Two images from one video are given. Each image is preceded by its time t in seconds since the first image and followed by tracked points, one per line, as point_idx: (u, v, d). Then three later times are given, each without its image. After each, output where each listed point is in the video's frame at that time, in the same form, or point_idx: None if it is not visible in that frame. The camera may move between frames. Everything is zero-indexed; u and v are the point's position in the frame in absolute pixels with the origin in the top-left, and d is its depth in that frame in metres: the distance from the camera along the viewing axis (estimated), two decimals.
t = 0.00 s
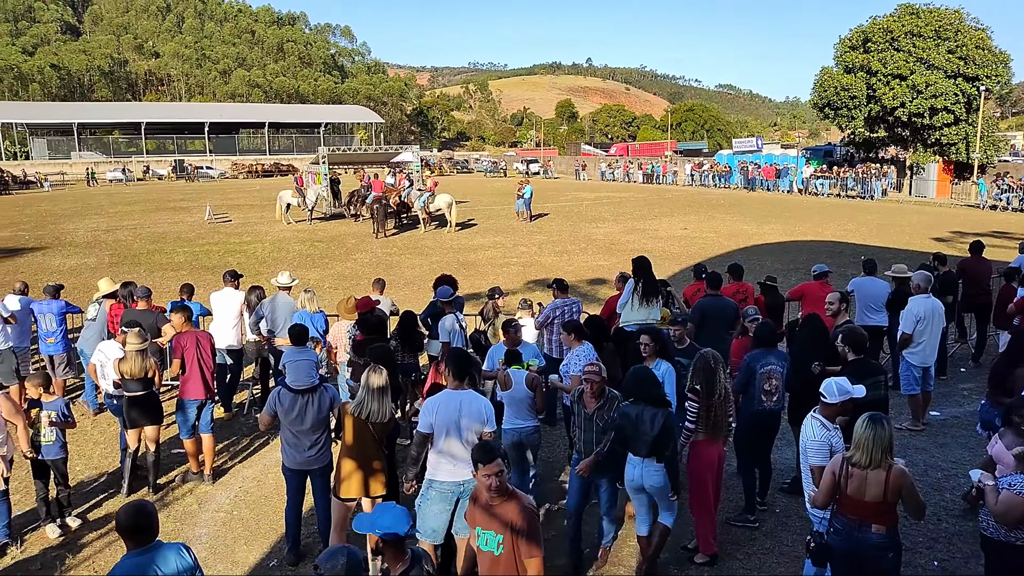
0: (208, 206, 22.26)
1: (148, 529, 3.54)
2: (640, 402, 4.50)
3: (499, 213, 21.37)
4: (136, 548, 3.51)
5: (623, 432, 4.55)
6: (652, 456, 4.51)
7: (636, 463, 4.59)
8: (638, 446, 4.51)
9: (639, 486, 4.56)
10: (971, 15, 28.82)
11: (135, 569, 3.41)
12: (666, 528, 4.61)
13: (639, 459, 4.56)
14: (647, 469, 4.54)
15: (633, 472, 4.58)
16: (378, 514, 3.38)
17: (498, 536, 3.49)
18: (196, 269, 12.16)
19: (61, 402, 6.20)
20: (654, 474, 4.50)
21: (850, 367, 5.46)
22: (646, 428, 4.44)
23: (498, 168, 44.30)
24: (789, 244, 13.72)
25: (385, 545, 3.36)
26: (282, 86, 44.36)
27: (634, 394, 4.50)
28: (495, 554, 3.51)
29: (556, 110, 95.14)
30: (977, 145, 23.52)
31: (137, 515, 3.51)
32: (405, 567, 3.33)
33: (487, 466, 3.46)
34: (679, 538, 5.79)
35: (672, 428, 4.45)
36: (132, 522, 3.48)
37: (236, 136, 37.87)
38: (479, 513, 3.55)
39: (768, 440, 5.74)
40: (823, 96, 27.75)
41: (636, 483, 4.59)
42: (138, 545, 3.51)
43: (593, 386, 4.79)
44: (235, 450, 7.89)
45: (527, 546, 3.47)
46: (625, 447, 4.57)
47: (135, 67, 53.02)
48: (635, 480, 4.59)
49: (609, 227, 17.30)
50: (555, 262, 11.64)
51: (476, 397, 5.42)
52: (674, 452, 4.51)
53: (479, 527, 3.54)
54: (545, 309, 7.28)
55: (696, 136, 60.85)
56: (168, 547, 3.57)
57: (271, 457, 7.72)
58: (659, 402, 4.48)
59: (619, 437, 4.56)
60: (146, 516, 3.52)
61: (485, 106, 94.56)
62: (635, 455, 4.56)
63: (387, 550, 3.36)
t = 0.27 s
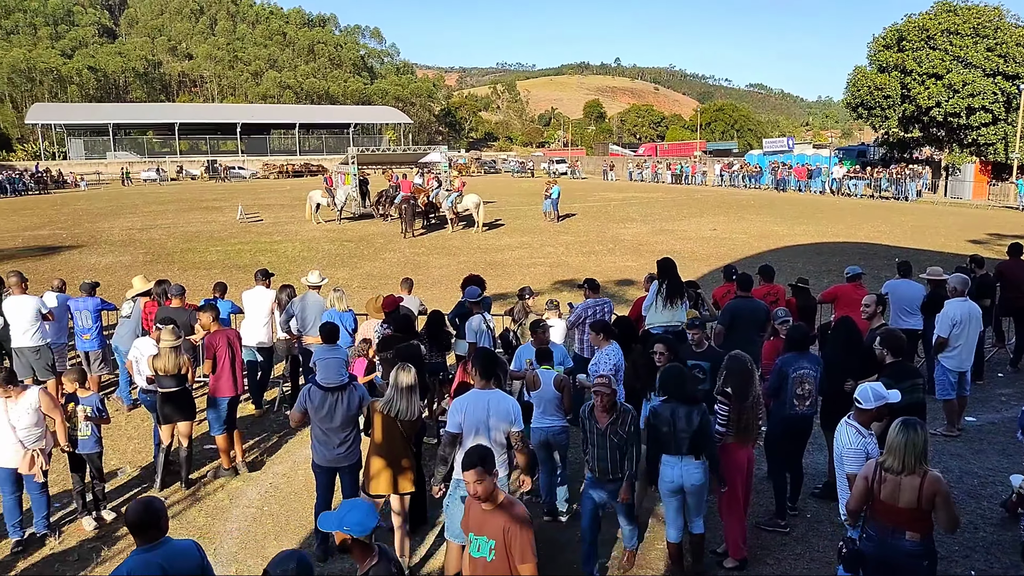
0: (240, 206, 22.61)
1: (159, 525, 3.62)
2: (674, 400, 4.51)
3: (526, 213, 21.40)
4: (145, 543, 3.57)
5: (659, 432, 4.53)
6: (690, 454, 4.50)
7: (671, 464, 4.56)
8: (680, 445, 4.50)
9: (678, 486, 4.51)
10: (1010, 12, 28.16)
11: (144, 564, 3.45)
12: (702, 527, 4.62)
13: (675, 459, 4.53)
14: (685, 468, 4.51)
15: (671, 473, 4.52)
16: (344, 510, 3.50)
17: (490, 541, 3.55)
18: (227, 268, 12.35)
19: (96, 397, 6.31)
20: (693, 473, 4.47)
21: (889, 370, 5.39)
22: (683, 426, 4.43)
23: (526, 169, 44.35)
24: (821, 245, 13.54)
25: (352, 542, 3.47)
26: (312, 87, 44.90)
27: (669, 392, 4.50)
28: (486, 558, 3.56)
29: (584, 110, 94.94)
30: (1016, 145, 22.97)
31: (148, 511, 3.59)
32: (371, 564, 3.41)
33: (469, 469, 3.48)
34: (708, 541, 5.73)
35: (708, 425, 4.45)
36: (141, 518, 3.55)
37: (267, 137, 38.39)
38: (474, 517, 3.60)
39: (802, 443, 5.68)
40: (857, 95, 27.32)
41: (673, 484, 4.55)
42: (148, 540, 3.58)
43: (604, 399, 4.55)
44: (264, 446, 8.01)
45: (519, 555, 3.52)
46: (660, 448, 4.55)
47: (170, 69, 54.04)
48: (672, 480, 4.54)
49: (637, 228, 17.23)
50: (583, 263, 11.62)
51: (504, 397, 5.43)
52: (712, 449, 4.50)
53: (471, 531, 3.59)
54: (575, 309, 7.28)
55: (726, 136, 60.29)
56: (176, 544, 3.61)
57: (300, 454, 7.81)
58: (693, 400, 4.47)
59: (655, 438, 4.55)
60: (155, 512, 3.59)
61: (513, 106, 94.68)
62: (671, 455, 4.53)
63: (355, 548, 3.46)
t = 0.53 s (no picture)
0: (278, 209, 22.99)
1: (184, 520, 3.67)
2: (715, 405, 4.46)
3: (560, 217, 21.38)
4: (172, 538, 3.65)
5: (700, 438, 4.49)
6: (731, 460, 4.46)
7: (709, 469, 4.50)
8: (721, 451, 4.45)
9: (718, 493, 4.47)
10: None
11: (170, 559, 3.52)
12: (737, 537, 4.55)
13: (715, 465, 4.49)
14: (726, 474, 4.46)
15: (711, 479, 4.48)
16: (318, 526, 3.41)
17: (484, 545, 3.46)
18: (265, 270, 12.57)
19: (137, 395, 6.46)
20: (734, 479, 4.44)
21: (933, 378, 5.26)
22: (725, 431, 4.41)
23: (559, 173, 44.29)
24: (862, 251, 13.27)
25: (327, 556, 3.37)
26: (347, 92, 45.48)
27: (709, 396, 4.46)
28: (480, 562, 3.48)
29: (619, 114, 94.64)
30: None
31: (176, 505, 3.65)
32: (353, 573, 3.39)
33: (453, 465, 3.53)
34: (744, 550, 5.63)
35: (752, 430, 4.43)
36: (168, 514, 3.62)
37: (304, 141, 38.97)
38: (468, 522, 3.55)
39: (842, 452, 5.57)
40: (899, 98, 26.70)
41: (713, 491, 4.51)
42: (175, 537, 3.64)
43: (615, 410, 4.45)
44: (299, 446, 8.12)
45: (513, 559, 3.40)
46: (700, 455, 4.51)
47: (211, 75, 55.25)
48: (712, 486, 4.50)
49: (672, 232, 17.08)
50: (616, 267, 11.56)
51: (537, 401, 5.41)
52: (753, 455, 4.46)
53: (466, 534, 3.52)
54: (610, 315, 7.25)
55: (763, 139, 59.45)
56: (202, 540, 3.69)
57: (333, 454, 7.89)
58: (734, 406, 4.44)
59: (695, 443, 4.51)
60: (181, 508, 3.65)
61: (547, 110, 94.70)
62: (711, 461, 4.48)
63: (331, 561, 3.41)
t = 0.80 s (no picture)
0: (313, 209, 23.32)
1: (219, 508, 3.75)
2: (760, 410, 4.42)
3: (592, 219, 21.32)
4: (204, 525, 3.73)
5: (743, 441, 4.47)
6: (774, 466, 4.41)
7: (752, 473, 4.48)
8: (763, 455, 4.42)
9: (759, 497, 4.45)
10: None
11: (203, 546, 3.63)
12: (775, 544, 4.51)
13: (757, 469, 4.46)
14: (767, 479, 4.44)
15: (753, 483, 4.47)
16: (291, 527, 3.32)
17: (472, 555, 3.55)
18: (300, 269, 12.75)
19: (176, 390, 6.62)
20: (776, 483, 4.41)
21: (976, 385, 5.12)
22: (770, 436, 4.36)
23: (592, 174, 44.14)
24: (902, 255, 12.98)
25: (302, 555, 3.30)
26: (382, 94, 45.97)
27: (754, 400, 4.42)
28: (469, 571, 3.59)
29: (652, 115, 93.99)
30: None
31: (211, 494, 3.73)
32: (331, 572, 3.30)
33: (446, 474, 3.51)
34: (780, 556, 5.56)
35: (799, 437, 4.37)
36: (204, 502, 3.69)
37: (339, 142, 39.45)
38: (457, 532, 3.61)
39: (882, 459, 5.46)
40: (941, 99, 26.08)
41: (754, 495, 4.49)
42: (212, 523, 3.73)
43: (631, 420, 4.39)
44: (333, 443, 8.22)
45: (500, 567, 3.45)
46: (742, 457, 4.50)
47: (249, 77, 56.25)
48: (754, 490, 4.48)
49: (705, 234, 16.91)
50: (650, 269, 11.49)
51: (571, 403, 5.38)
52: (797, 461, 4.41)
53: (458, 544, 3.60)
54: (644, 316, 7.20)
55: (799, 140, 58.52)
56: (232, 528, 3.77)
57: (366, 452, 7.97)
58: (782, 411, 4.38)
59: (737, 446, 4.50)
60: (215, 497, 3.72)
61: (580, 111, 94.48)
62: (754, 466, 4.46)
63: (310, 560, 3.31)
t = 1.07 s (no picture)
0: (351, 211, 23.65)
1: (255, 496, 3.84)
2: (808, 416, 4.37)
3: (627, 222, 21.24)
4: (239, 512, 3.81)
5: (789, 445, 4.45)
6: (819, 475, 4.36)
7: (798, 481, 4.44)
8: (808, 463, 4.37)
9: (804, 505, 4.40)
10: None
11: (237, 531, 3.69)
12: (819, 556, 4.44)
13: (803, 477, 4.42)
14: (813, 487, 4.38)
15: (797, 491, 4.42)
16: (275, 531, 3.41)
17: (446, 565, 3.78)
18: (338, 271, 12.93)
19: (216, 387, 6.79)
20: (821, 492, 4.36)
21: None
22: (817, 444, 4.31)
23: (627, 177, 43.94)
24: (948, 261, 12.66)
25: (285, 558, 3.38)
26: (418, 96, 46.40)
27: (802, 407, 4.37)
28: None
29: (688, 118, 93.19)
30: None
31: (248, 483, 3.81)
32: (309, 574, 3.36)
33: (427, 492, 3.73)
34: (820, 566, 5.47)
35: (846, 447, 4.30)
36: (241, 490, 3.78)
37: (376, 145, 39.91)
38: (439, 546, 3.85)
39: (927, 470, 5.33)
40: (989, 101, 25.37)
41: (798, 503, 4.43)
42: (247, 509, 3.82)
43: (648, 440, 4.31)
44: (368, 442, 8.31)
45: None
46: (788, 463, 4.47)
47: (290, 81, 57.26)
48: (798, 498, 4.43)
49: (743, 238, 16.72)
50: (686, 273, 11.40)
51: (606, 407, 5.34)
52: (843, 471, 4.34)
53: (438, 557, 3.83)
54: (682, 320, 7.14)
55: (840, 144, 57.44)
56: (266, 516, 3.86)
57: (401, 452, 8.04)
58: (831, 420, 4.31)
59: (785, 452, 4.50)
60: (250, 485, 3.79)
61: (615, 114, 94.15)
62: (799, 473, 4.42)
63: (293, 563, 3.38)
